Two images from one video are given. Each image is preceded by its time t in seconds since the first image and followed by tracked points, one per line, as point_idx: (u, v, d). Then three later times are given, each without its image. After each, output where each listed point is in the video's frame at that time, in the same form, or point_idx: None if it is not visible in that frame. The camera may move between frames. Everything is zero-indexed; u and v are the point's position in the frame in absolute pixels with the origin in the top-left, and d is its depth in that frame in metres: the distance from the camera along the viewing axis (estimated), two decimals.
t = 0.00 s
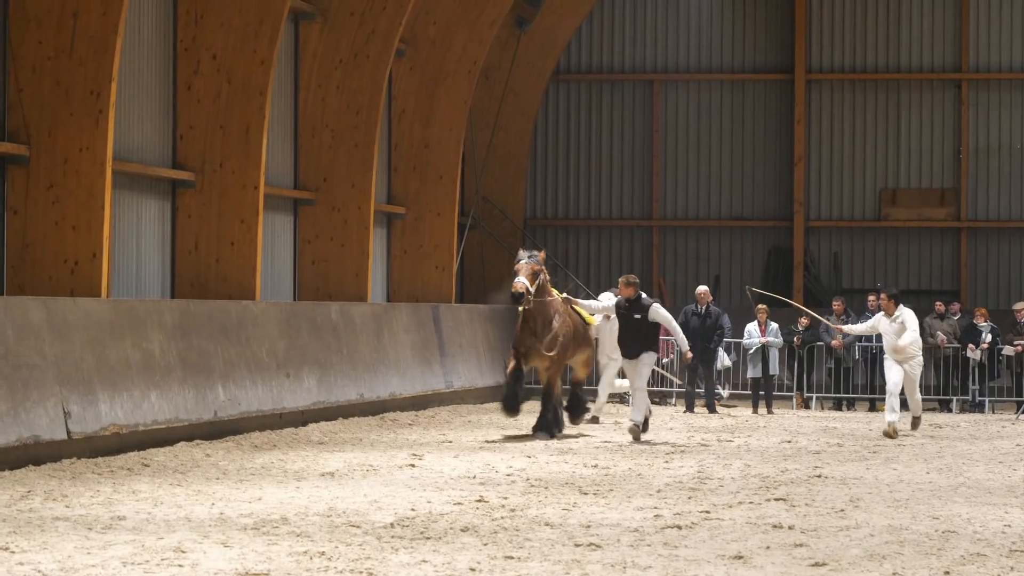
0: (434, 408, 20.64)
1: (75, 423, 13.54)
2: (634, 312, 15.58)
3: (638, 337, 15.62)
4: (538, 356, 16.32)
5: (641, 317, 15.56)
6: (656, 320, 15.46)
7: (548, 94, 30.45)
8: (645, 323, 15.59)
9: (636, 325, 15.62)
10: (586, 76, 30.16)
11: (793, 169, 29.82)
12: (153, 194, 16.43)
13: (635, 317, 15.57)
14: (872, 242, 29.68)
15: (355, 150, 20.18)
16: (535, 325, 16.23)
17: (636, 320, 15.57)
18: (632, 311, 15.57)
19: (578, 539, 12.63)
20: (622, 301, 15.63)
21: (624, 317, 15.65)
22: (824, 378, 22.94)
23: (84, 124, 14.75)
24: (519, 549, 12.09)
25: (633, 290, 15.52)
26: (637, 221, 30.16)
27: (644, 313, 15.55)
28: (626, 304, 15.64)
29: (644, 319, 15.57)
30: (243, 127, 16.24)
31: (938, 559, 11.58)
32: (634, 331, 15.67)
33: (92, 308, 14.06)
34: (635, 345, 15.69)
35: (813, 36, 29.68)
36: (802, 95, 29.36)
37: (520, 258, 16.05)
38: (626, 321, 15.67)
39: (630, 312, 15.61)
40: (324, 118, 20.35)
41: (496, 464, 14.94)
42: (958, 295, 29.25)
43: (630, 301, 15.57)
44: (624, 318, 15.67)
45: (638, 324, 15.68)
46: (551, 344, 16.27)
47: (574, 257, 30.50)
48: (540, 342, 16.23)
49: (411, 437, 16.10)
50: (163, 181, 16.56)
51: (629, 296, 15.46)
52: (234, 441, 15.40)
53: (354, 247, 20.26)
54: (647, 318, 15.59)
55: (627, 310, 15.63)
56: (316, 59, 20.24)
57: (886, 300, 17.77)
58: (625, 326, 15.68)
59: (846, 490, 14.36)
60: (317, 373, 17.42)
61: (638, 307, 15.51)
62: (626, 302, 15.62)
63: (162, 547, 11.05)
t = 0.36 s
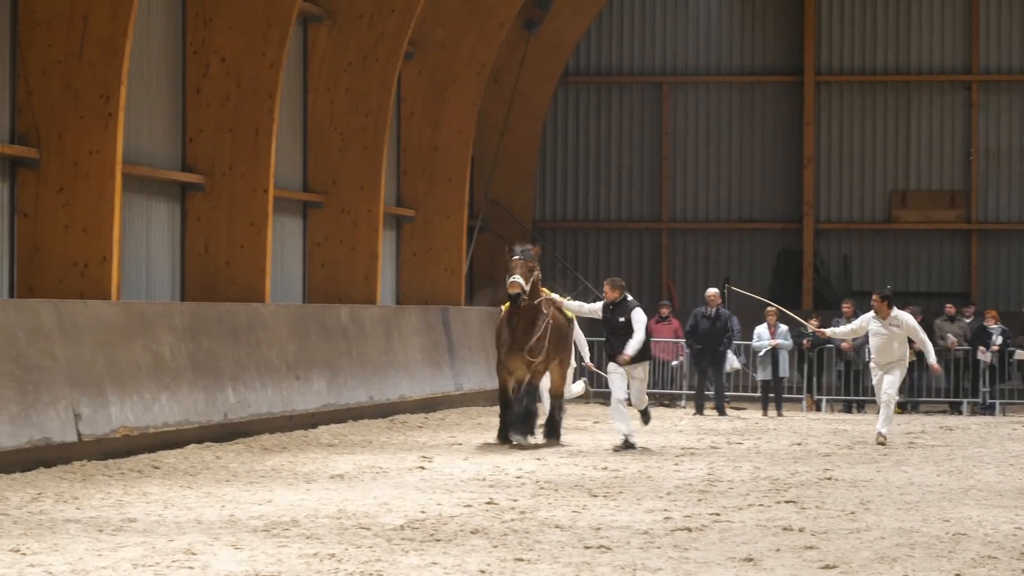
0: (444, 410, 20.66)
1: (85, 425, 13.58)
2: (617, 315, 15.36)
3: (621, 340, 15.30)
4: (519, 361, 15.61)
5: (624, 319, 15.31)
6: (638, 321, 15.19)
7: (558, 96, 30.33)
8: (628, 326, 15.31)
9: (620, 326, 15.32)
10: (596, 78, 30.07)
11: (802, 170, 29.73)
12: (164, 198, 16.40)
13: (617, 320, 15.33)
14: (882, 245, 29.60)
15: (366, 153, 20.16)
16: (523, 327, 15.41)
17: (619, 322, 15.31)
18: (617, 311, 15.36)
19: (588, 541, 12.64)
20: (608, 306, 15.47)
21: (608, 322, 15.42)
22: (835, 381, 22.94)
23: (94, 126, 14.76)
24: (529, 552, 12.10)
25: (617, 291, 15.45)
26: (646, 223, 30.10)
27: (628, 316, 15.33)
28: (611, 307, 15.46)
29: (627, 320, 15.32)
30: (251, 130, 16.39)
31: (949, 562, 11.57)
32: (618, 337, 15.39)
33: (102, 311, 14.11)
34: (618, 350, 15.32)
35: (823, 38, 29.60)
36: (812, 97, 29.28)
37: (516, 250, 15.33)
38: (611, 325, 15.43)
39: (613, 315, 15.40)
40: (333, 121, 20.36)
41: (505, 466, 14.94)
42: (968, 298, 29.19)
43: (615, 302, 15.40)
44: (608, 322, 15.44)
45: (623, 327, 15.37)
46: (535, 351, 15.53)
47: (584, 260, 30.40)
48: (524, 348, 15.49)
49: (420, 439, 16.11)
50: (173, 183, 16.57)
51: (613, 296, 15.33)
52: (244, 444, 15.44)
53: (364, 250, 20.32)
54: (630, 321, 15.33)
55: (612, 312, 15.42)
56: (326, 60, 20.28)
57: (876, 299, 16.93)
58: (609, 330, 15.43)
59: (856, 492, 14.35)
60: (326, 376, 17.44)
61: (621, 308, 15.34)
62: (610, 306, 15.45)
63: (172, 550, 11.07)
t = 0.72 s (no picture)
0: (476, 412, 20.72)
1: (120, 427, 13.62)
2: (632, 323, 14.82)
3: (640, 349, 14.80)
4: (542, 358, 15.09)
5: (641, 327, 14.77)
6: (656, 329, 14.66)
7: (593, 97, 30.33)
8: (645, 335, 14.81)
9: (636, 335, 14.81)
10: (630, 79, 30.08)
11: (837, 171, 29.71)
12: (198, 199, 16.41)
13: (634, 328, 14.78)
14: (918, 246, 29.51)
15: (399, 154, 20.16)
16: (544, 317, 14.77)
17: (636, 331, 14.76)
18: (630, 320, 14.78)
19: (623, 542, 12.64)
20: (620, 314, 14.86)
21: (622, 330, 14.87)
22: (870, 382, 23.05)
23: (128, 128, 14.78)
24: (564, 553, 12.10)
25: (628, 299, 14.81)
26: (681, 224, 30.11)
27: (643, 323, 14.78)
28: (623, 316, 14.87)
29: (641, 330, 14.78)
30: (286, 132, 16.40)
31: (985, 563, 11.54)
32: (633, 344, 14.87)
33: (137, 312, 14.13)
34: (636, 359, 14.85)
35: (858, 39, 29.58)
36: (846, 98, 29.27)
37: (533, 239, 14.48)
38: (623, 336, 14.87)
39: (628, 323, 14.85)
40: (367, 121, 20.41)
41: (540, 467, 14.94)
42: (1003, 298, 29.12)
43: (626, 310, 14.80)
44: (620, 332, 14.88)
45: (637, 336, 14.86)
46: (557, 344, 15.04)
47: (619, 261, 30.41)
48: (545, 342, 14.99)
49: (455, 441, 16.13)
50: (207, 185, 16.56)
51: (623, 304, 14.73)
52: (278, 445, 15.46)
53: (398, 251, 20.33)
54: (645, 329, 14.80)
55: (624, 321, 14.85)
56: (359, 61, 20.29)
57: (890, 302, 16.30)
58: (623, 340, 14.87)
59: (892, 493, 14.33)
60: (361, 377, 17.45)
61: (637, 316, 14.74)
62: (622, 314, 14.85)
63: (208, 551, 11.06)
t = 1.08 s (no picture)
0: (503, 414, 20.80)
1: (149, 428, 13.67)
2: (639, 324, 13.81)
3: (646, 350, 13.80)
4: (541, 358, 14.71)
5: (648, 327, 13.77)
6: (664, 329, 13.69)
7: (621, 98, 30.33)
8: (651, 335, 13.82)
9: (642, 337, 13.81)
10: (658, 79, 30.12)
11: (866, 169, 29.66)
12: (228, 200, 16.46)
13: (641, 329, 13.77)
14: (947, 246, 29.46)
15: (428, 155, 20.25)
16: (543, 318, 14.54)
17: (643, 332, 13.77)
18: (637, 321, 13.81)
19: (653, 543, 12.61)
20: (624, 314, 13.88)
21: (628, 332, 13.86)
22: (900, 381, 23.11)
23: (156, 128, 14.80)
24: (593, 553, 12.07)
25: (634, 298, 13.85)
26: (710, 224, 30.13)
27: (651, 323, 13.78)
28: (628, 316, 13.88)
29: (648, 330, 13.78)
30: (316, 132, 16.50)
31: (1015, 564, 11.46)
32: (639, 346, 13.85)
33: (166, 312, 14.15)
34: (644, 362, 13.86)
35: (887, 39, 29.54)
36: (875, 98, 29.24)
37: (533, 236, 14.55)
38: (628, 336, 13.87)
39: (634, 324, 13.83)
40: (396, 122, 20.45)
41: (568, 467, 14.97)
42: None
43: (633, 310, 13.83)
44: (625, 333, 13.89)
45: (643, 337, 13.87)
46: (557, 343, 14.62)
47: (649, 260, 30.47)
48: (545, 341, 14.61)
49: (484, 441, 16.19)
50: (236, 186, 16.60)
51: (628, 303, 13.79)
52: (307, 446, 15.49)
53: (427, 250, 20.39)
54: (652, 330, 13.80)
55: (631, 321, 13.87)
56: (388, 62, 20.32)
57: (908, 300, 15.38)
58: (628, 341, 13.85)
59: (921, 493, 14.29)
60: (391, 378, 17.50)
61: (643, 316, 13.75)
62: (627, 314, 13.87)
63: (237, 551, 10.99)
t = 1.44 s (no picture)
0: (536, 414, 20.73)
1: (177, 428, 13.71)
2: (654, 322, 13.01)
3: (660, 350, 12.97)
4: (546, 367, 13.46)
5: (662, 327, 12.98)
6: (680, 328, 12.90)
7: (648, 98, 29.59)
8: (666, 335, 12.99)
9: (656, 336, 12.98)
10: (685, 79, 29.35)
11: (894, 168, 28.81)
12: (256, 200, 16.52)
13: (654, 327, 12.97)
14: (979, 248, 28.48)
15: (456, 156, 20.25)
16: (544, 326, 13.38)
17: (657, 330, 12.96)
18: (652, 318, 12.99)
19: (681, 543, 12.57)
20: (638, 311, 13.08)
21: (640, 330, 13.04)
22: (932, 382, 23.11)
23: (185, 129, 14.81)
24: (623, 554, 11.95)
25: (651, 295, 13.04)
26: (737, 224, 29.30)
27: (665, 323, 13.00)
28: (643, 313, 13.07)
29: (663, 328, 12.98)
30: (343, 133, 16.46)
31: None
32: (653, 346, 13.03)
33: (194, 313, 14.17)
34: (654, 362, 12.96)
35: (915, 38, 28.63)
36: (903, 97, 28.38)
37: (524, 243, 13.49)
38: (642, 333, 13.06)
39: (648, 322, 13.02)
40: (424, 123, 20.51)
41: (598, 468, 15.02)
42: None
43: (648, 307, 13.03)
44: (638, 330, 13.07)
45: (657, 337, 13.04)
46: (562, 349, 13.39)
47: (676, 262, 29.69)
48: (548, 351, 13.38)
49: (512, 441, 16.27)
50: (265, 187, 16.67)
51: (644, 299, 12.96)
52: (336, 446, 15.51)
53: (454, 251, 20.41)
54: (666, 330, 12.99)
55: (645, 319, 13.05)
56: (416, 64, 20.41)
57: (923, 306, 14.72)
58: (642, 339, 13.04)
59: (950, 493, 14.17)
60: (419, 378, 17.65)
61: (659, 313, 12.97)
62: (642, 311, 13.06)
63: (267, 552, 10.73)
